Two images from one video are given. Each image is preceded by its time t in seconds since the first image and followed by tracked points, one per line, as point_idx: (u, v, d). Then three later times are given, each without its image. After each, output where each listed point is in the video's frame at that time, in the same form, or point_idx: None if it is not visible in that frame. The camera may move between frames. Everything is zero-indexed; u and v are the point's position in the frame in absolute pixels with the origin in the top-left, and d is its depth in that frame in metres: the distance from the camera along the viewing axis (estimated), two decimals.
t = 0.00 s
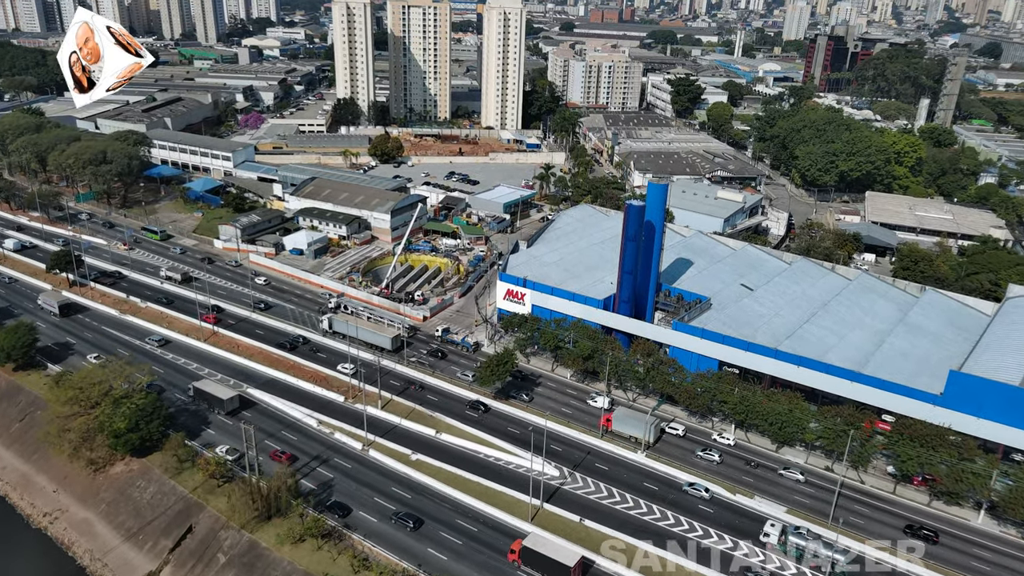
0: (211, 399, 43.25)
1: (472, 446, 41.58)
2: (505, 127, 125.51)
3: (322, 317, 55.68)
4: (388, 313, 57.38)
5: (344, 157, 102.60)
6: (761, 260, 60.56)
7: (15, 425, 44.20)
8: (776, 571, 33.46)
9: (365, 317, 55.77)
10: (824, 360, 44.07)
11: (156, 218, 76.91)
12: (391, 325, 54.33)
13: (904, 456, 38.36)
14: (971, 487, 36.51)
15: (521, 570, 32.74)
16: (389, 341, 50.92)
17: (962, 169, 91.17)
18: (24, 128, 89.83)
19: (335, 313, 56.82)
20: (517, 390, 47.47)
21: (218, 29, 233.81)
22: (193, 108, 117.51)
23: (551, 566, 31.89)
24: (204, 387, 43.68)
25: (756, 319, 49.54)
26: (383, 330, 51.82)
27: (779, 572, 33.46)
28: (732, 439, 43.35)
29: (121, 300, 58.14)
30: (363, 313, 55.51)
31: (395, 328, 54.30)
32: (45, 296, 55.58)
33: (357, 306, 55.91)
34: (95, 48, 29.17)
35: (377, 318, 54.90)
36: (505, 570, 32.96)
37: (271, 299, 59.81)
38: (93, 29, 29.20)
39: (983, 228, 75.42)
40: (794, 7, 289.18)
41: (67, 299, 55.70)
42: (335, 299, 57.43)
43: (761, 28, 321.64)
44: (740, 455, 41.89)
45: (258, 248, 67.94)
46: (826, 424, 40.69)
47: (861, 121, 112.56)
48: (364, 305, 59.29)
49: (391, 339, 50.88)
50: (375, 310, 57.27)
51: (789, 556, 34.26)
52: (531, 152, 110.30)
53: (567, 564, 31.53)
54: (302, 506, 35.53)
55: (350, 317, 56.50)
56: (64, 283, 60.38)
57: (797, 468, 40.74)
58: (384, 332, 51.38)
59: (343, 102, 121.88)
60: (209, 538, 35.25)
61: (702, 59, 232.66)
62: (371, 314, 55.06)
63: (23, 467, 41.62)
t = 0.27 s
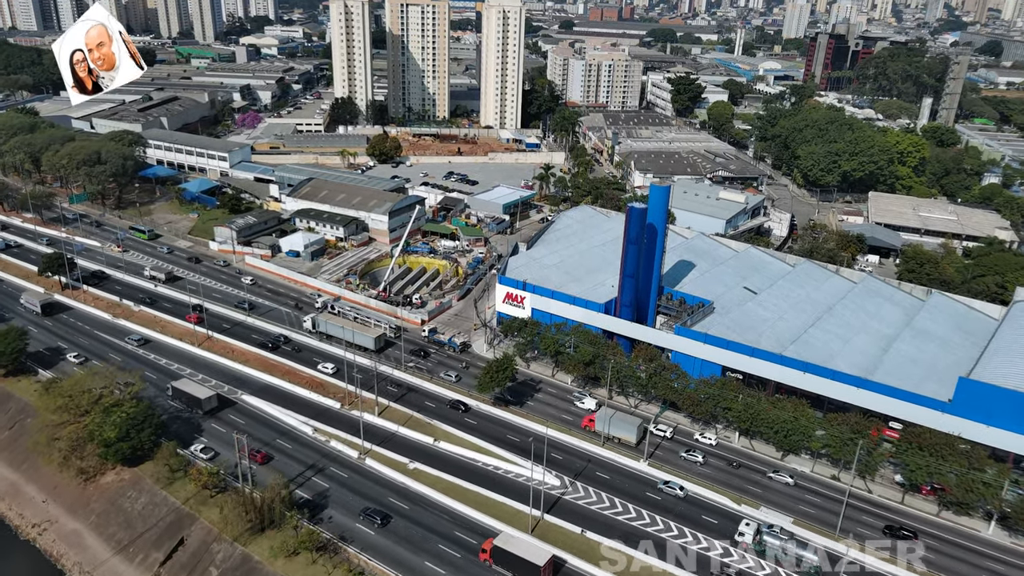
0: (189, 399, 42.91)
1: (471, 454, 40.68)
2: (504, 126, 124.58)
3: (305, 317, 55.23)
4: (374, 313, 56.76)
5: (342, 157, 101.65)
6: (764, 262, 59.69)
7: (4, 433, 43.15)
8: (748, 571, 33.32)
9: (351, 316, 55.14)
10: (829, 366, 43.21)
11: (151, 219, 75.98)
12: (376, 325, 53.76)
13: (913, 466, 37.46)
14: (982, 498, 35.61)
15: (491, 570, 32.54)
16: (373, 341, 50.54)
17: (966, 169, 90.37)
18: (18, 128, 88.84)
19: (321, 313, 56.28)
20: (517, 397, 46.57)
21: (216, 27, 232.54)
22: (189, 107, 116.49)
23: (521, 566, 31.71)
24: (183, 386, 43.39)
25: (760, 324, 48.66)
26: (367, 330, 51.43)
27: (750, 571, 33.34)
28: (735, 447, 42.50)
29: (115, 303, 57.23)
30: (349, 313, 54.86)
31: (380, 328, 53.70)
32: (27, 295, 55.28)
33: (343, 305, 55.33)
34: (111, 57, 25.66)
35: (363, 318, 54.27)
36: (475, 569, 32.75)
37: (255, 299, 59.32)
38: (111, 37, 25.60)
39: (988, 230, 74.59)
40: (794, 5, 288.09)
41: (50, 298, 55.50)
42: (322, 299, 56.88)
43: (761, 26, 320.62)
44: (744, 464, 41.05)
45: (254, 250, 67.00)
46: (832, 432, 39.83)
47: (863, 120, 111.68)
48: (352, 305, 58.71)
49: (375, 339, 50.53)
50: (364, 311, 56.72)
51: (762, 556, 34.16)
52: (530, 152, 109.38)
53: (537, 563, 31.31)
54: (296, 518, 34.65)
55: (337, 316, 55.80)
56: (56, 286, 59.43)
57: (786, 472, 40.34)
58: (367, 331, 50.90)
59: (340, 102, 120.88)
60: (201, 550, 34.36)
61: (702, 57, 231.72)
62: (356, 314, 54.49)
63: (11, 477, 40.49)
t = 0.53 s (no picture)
0: (167, 399, 42.51)
1: (470, 463, 39.76)
2: (504, 125, 123.63)
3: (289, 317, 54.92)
4: (362, 313, 56.47)
5: (340, 157, 100.74)
6: (767, 264, 58.82)
7: None
8: (720, 571, 33.08)
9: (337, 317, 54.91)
10: (836, 372, 42.30)
11: (146, 220, 75.08)
12: (363, 325, 53.59)
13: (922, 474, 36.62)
14: (994, 509, 34.70)
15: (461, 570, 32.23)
16: (356, 341, 50.63)
17: (970, 168, 89.52)
18: (11, 128, 87.86)
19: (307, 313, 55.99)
20: (517, 403, 45.65)
21: (214, 26, 231.31)
22: (185, 106, 115.52)
23: (491, 565, 31.37)
24: (162, 386, 43.04)
25: (764, 328, 47.78)
26: (350, 329, 51.43)
27: (723, 570, 33.08)
28: (740, 455, 41.57)
29: (108, 307, 56.33)
30: (336, 313, 54.55)
31: (366, 328, 53.54)
32: (11, 295, 55.25)
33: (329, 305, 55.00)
34: (121, 65, 48.51)
35: (349, 318, 53.98)
36: None
37: (240, 299, 58.99)
38: (124, 45, 48.11)
39: (992, 231, 73.77)
40: (793, 3, 287.09)
41: (33, 298, 55.31)
42: (309, 299, 56.54)
43: (761, 24, 319.67)
44: (751, 473, 40.10)
45: (250, 251, 66.08)
46: (839, 440, 38.99)
47: (865, 119, 110.83)
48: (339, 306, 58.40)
49: (358, 339, 50.58)
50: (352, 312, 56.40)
51: (736, 555, 33.94)
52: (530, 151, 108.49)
53: (507, 562, 30.99)
54: (290, 530, 33.73)
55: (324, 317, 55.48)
56: (48, 289, 58.51)
57: (776, 474, 39.84)
58: (350, 331, 50.93)
59: (338, 101, 119.89)
60: (193, 563, 33.47)
61: (702, 56, 230.84)
62: (343, 314, 54.19)
63: None
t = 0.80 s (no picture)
0: (145, 398, 42.56)
1: (469, 472, 38.90)
2: (503, 125, 122.71)
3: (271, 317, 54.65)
4: (349, 313, 55.97)
5: (338, 156, 99.87)
6: (771, 267, 57.95)
7: None
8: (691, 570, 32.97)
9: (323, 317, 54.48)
10: (843, 379, 41.44)
11: (141, 221, 74.19)
12: (348, 325, 53.20)
13: (932, 485, 35.73)
14: (1006, 520, 33.84)
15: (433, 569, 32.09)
16: (338, 341, 50.23)
17: (974, 168, 88.65)
18: (5, 128, 86.88)
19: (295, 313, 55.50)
20: (517, 410, 44.79)
21: (211, 24, 229.96)
22: (182, 105, 114.53)
23: (461, 564, 31.24)
24: (139, 386, 43.06)
25: (768, 333, 46.91)
26: (333, 329, 51.06)
27: (695, 570, 32.96)
28: (744, 463, 40.72)
29: (100, 311, 55.39)
30: (323, 314, 54.11)
31: (352, 328, 53.14)
32: None
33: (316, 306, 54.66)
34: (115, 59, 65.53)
35: (336, 319, 53.54)
36: None
37: (224, 298, 58.61)
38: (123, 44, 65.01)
39: (997, 232, 72.97)
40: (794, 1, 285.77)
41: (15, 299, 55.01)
42: (295, 299, 56.04)
43: (761, 22, 318.34)
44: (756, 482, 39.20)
45: (246, 253, 65.22)
46: (847, 449, 38.13)
47: (867, 118, 109.98)
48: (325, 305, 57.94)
49: (340, 339, 50.23)
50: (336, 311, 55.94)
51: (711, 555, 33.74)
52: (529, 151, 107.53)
53: (477, 561, 30.83)
54: (284, 543, 32.86)
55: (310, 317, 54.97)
56: (41, 292, 57.55)
57: (765, 477, 39.39)
58: (332, 331, 50.57)
59: (336, 100, 118.81)
60: None
61: (702, 54, 229.91)
62: (330, 315, 53.78)
63: None
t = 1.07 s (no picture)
0: (123, 397, 42.54)
1: (468, 482, 38.01)
2: (502, 124, 121.77)
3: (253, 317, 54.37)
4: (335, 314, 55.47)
5: (335, 157, 98.93)
6: (774, 269, 57.11)
7: None
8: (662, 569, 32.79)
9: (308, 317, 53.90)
10: (850, 386, 40.58)
11: (135, 223, 73.25)
12: (334, 325, 52.57)
13: (943, 495, 34.81)
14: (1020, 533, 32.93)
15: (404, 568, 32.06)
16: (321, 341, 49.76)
17: (978, 168, 87.82)
18: None
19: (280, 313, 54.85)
20: (517, 417, 43.88)
21: (209, 23, 228.64)
22: (178, 105, 113.54)
23: (431, 564, 31.25)
24: (117, 386, 42.96)
25: (773, 338, 46.05)
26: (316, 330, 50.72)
27: (667, 569, 32.81)
28: (750, 472, 39.83)
29: (93, 315, 54.39)
30: (308, 313, 53.35)
31: (338, 329, 52.52)
32: None
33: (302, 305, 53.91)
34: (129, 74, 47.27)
35: (321, 318, 52.80)
36: None
37: (207, 298, 58.20)
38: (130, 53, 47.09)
39: (1003, 233, 72.13)
40: None
41: None
42: (281, 298, 55.39)
43: (761, 20, 317.32)
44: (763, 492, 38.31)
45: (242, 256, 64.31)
46: (855, 458, 37.24)
47: (870, 118, 109.12)
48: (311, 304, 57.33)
49: (323, 340, 49.92)
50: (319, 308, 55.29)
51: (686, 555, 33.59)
52: (529, 151, 106.62)
53: (447, 561, 30.80)
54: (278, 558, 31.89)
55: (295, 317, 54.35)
56: (33, 296, 56.54)
57: (755, 481, 38.94)
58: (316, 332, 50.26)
59: (334, 99, 117.72)
60: None
61: (702, 52, 228.98)
62: (316, 314, 53.07)
63: None
